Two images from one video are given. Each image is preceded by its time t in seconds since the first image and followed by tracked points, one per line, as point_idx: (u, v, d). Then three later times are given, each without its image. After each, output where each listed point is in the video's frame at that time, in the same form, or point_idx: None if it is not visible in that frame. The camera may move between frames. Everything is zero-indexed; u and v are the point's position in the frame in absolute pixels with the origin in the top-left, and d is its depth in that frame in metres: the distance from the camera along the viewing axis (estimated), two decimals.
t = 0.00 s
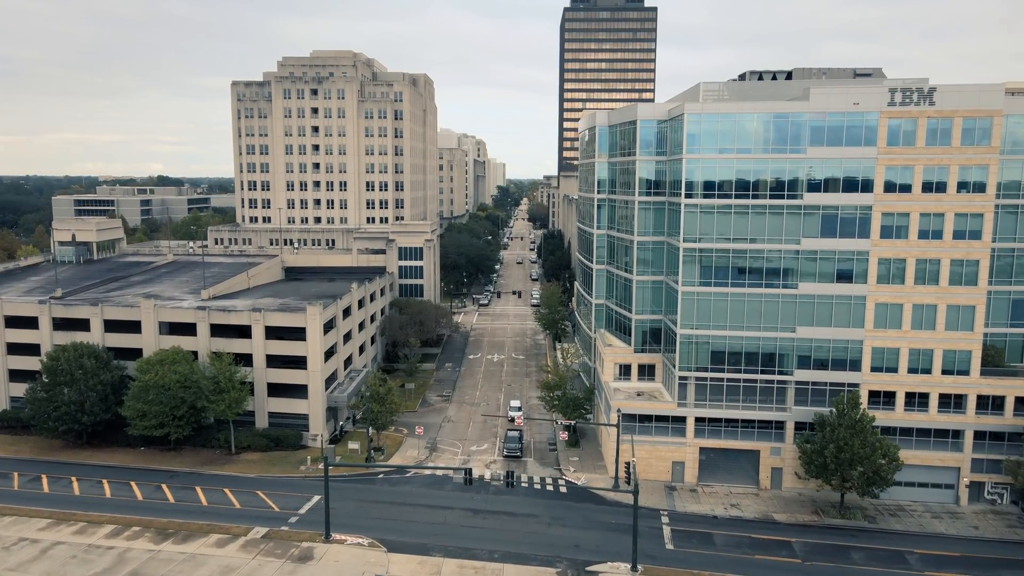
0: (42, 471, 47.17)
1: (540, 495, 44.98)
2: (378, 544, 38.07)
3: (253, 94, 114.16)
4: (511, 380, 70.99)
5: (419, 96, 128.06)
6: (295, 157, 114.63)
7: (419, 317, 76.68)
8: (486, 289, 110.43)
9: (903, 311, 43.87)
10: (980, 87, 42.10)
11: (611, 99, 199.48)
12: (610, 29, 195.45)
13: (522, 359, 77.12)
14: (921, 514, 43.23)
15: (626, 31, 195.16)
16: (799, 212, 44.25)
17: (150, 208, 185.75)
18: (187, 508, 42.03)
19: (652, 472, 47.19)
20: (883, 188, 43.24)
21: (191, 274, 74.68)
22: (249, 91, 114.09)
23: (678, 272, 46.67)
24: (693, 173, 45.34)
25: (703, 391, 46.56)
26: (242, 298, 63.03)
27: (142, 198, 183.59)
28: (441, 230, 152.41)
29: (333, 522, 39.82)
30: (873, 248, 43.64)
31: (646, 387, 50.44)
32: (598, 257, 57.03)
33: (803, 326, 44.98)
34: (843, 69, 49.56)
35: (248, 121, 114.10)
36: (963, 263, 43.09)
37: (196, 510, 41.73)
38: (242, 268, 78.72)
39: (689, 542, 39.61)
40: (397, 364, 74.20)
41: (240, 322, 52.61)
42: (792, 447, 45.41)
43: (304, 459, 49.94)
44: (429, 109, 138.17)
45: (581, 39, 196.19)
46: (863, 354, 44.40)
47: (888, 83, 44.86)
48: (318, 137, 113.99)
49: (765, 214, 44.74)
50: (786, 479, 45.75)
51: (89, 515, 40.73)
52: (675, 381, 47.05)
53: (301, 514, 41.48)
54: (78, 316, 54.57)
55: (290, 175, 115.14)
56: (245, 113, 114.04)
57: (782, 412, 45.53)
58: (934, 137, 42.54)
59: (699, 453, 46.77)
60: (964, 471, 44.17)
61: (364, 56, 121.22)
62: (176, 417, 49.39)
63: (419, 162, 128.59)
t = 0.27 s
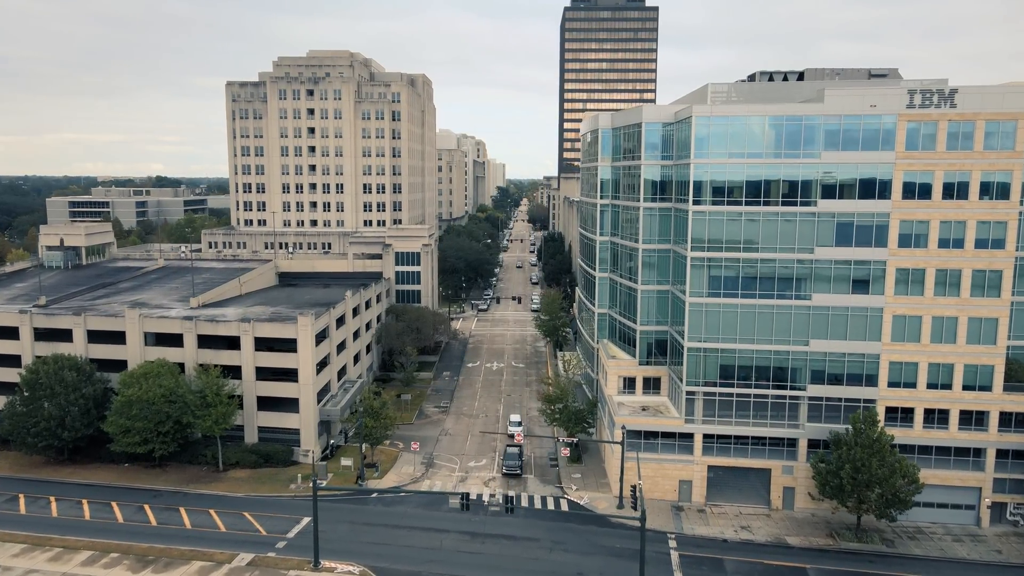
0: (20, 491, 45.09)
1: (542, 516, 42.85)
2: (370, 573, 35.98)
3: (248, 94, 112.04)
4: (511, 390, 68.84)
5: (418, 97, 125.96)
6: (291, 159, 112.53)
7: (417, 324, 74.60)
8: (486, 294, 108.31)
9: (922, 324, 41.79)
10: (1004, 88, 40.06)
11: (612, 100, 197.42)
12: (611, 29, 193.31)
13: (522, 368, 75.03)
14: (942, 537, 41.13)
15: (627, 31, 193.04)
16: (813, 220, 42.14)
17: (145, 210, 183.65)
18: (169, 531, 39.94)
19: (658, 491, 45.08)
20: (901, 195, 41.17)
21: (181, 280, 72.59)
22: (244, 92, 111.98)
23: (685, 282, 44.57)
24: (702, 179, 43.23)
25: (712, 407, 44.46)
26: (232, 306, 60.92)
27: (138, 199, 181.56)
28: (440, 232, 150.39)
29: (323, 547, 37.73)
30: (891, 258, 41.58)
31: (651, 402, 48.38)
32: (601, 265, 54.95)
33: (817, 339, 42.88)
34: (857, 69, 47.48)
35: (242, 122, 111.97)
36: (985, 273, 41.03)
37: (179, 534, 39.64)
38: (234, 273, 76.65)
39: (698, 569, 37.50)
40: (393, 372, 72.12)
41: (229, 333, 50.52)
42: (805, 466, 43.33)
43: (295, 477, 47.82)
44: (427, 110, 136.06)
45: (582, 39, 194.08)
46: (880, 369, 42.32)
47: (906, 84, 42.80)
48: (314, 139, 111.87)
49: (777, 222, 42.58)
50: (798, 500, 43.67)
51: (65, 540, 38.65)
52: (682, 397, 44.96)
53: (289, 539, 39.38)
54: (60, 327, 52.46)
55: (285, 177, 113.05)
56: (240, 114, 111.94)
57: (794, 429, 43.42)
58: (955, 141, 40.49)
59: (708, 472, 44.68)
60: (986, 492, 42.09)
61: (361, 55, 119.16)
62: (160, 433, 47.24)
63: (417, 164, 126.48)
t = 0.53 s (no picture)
0: None
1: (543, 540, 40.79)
2: None
3: (242, 95, 109.87)
4: (510, 401, 66.78)
5: (416, 98, 123.83)
6: (286, 161, 110.44)
7: (413, 332, 72.54)
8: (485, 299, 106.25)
9: (943, 339, 39.74)
10: None
11: (613, 101, 195.36)
12: (611, 29, 191.21)
13: (522, 378, 72.96)
14: (964, 563, 39.09)
15: (628, 31, 190.94)
16: (829, 229, 40.03)
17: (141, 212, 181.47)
18: (150, 558, 37.87)
19: (664, 513, 43.02)
20: (922, 203, 39.10)
21: (171, 288, 70.49)
22: (239, 93, 109.82)
23: (693, 294, 42.47)
24: (711, 186, 41.13)
25: (722, 426, 42.39)
26: (222, 316, 58.83)
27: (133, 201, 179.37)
28: (438, 235, 148.32)
29: None
30: (910, 270, 39.53)
31: (657, 419, 46.37)
32: (604, 274, 52.94)
33: (832, 355, 40.80)
34: (873, 71, 45.42)
35: (237, 124, 109.81)
36: (1010, 286, 38.97)
37: (161, 561, 37.58)
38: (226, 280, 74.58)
39: None
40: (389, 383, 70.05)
41: (216, 346, 48.42)
42: (819, 487, 41.29)
43: (284, 497, 45.72)
44: (426, 111, 133.99)
45: (582, 39, 191.99)
46: (899, 386, 40.28)
47: (925, 87, 40.73)
48: (310, 141, 109.74)
49: (791, 231, 40.44)
50: (812, 523, 41.63)
51: (40, 568, 36.59)
52: (690, 415, 42.89)
53: (277, 567, 37.32)
54: (41, 339, 50.35)
55: (281, 180, 110.93)
56: (234, 115, 109.78)
57: (808, 449, 41.35)
58: (979, 147, 38.43)
59: (717, 493, 42.64)
60: (1009, 515, 40.06)
61: (358, 56, 117.10)
62: (143, 451, 45.14)
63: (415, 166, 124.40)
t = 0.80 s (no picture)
0: None
1: (544, 567, 38.73)
2: None
3: (237, 97, 107.80)
4: (510, 413, 64.72)
5: (414, 99, 121.79)
6: (282, 164, 108.36)
7: (410, 342, 70.51)
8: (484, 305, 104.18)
9: (966, 356, 37.70)
10: None
11: (614, 102, 193.39)
12: (612, 29, 189.22)
13: (523, 388, 70.89)
14: None
15: (629, 31, 188.93)
16: (846, 241, 37.93)
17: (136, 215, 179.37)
18: None
19: (672, 538, 40.96)
20: (945, 213, 37.02)
21: (161, 296, 68.45)
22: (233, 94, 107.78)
23: (702, 308, 40.37)
24: (721, 195, 39.04)
25: (732, 446, 40.35)
26: (211, 327, 56.76)
27: (128, 203, 177.35)
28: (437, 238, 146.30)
29: None
30: (932, 283, 37.47)
31: (664, 437, 44.33)
32: (609, 285, 50.93)
33: (849, 373, 38.73)
34: (890, 73, 43.33)
35: (232, 126, 107.75)
36: None
37: None
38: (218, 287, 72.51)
39: None
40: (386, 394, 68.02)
41: (204, 361, 46.37)
42: (835, 511, 39.28)
43: (274, 520, 43.61)
44: (424, 113, 131.98)
45: (582, 39, 189.93)
46: (920, 405, 38.22)
47: (948, 90, 38.65)
48: (306, 143, 107.68)
49: (806, 242, 38.34)
50: (827, 549, 39.57)
51: None
52: (699, 434, 40.82)
53: None
54: (21, 352, 48.29)
55: (276, 183, 108.86)
56: (229, 117, 107.73)
57: (823, 472, 39.30)
58: (1006, 154, 36.34)
59: (727, 517, 40.57)
60: None
61: (356, 56, 115.06)
62: (126, 471, 43.11)
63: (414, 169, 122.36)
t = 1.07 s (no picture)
0: None
1: None
2: None
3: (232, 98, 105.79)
4: (510, 426, 62.65)
5: (412, 101, 119.78)
6: (277, 167, 106.35)
7: (407, 351, 68.47)
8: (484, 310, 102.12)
9: (992, 375, 35.66)
10: None
11: (615, 102, 191.35)
12: (613, 29, 187.15)
13: (523, 399, 68.79)
14: None
15: (630, 31, 186.85)
16: (864, 254, 35.85)
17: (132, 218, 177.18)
18: None
19: (680, 566, 38.87)
20: (970, 225, 34.97)
21: (150, 304, 66.41)
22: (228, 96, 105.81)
23: (711, 324, 38.33)
24: (733, 205, 36.97)
25: (744, 469, 38.28)
26: (199, 338, 54.70)
27: (124, 206, 175.28)
28: (436, 242, 144.21)
29: None
30: (955, 299, 35.43)
31: (671, 458, 42.27)
32: (612, 296, 48.88)
33: (867, 393, 36.68)
34: (908, 76, 41.23)
35: (226, 128, 105.72)
36: None
37: None
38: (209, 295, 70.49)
39: None
40: (381, 406, 65.99)
41: (189, 377, 44.32)
42: (852, 539, 37.22)
43: (262, 545, 41.51)
44: (423, 114, 129.93)
45: (583, 39, 187.88)
46: (943, 427, 36.18)
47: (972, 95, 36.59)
48: (301, 145, 105.66)
49: (822, 255, 36.26)
50: None
51: None
52: (709, 456, 38.76)
53: None
54: None
55: (272, 186, 106.82)
56: (223, 119, 105.70)
57: (840, 497, 37.24)
58: None
59: (738, 543, 38.50)
60: None
61: (352, 57, 113.06)
62: (105, 494, 41.02)
63: (411, 171, 120.28)
